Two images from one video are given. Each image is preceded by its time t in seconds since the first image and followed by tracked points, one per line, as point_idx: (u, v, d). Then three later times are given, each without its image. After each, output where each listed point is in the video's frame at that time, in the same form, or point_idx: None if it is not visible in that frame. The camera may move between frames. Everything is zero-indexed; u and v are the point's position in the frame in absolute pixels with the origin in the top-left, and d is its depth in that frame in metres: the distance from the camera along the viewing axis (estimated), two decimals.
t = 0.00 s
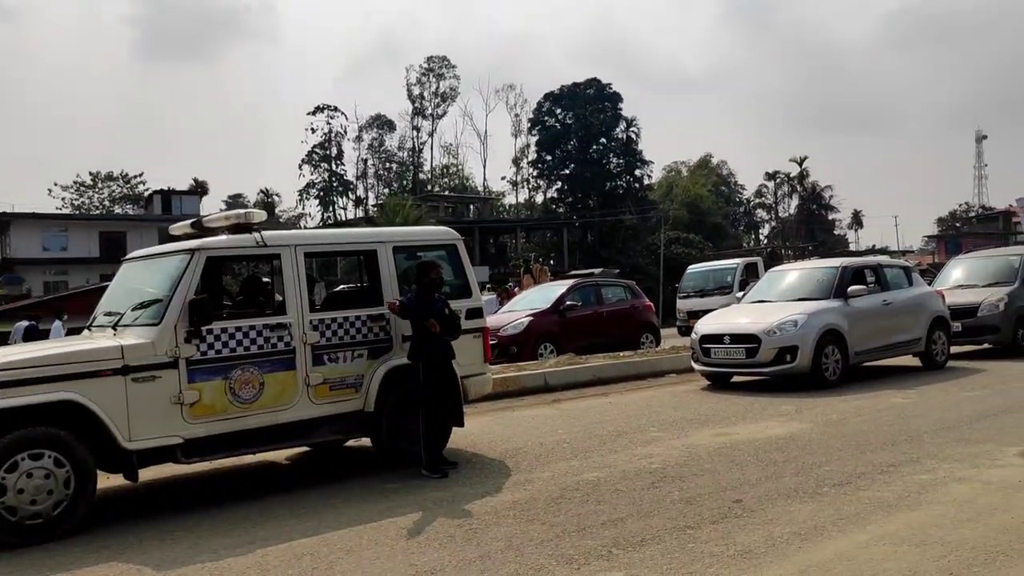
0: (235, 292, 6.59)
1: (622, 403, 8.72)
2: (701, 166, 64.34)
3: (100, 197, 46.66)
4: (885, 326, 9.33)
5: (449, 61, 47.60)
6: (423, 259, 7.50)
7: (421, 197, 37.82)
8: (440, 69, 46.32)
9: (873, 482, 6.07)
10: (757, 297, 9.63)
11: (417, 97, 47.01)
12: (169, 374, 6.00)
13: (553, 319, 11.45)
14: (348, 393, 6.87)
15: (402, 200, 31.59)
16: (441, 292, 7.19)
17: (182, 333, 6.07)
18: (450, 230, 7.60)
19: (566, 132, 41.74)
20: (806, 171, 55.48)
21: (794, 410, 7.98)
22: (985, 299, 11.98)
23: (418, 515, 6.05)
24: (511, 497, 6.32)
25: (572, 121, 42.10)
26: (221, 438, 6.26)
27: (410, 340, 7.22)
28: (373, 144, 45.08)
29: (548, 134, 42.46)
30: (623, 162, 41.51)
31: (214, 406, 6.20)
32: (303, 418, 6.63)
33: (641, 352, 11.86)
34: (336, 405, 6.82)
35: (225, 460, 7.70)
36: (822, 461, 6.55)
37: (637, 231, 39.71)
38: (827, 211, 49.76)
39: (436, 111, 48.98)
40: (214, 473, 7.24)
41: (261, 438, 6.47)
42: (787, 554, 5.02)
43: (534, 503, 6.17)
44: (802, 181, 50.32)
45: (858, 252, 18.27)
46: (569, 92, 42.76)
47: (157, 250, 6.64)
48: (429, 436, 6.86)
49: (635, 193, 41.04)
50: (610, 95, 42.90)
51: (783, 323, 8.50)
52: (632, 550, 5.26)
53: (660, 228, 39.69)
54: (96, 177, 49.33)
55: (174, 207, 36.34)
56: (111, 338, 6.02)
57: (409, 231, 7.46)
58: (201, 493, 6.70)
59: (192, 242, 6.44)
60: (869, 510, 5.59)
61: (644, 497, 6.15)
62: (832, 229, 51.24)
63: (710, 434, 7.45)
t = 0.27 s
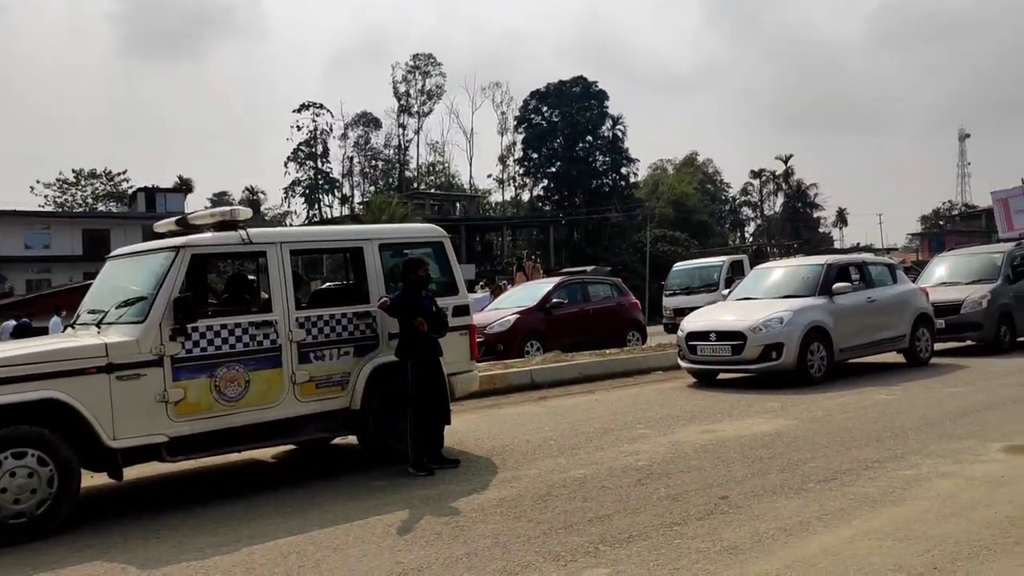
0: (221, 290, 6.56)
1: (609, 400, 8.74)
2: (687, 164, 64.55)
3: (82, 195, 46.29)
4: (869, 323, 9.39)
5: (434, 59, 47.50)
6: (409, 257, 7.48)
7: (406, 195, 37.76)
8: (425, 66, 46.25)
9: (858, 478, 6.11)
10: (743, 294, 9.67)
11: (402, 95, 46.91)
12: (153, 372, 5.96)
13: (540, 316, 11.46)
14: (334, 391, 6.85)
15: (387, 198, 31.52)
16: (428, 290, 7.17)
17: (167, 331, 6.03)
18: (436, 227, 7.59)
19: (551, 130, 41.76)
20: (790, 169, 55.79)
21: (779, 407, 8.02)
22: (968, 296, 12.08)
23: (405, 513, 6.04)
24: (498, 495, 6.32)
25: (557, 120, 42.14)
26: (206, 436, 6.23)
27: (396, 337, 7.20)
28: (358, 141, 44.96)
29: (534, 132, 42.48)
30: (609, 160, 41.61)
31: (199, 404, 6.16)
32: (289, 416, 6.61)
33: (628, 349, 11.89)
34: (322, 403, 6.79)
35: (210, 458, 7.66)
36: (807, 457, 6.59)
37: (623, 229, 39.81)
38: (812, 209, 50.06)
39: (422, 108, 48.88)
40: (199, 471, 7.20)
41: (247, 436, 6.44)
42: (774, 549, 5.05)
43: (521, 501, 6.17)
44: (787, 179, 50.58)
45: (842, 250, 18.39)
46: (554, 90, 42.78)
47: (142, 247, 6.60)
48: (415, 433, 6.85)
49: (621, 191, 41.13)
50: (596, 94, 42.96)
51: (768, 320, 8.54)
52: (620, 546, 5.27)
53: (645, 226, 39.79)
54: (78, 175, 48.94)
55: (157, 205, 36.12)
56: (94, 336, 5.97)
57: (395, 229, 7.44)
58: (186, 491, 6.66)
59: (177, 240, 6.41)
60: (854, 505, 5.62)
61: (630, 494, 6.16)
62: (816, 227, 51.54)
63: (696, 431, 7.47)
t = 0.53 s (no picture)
0: (203, 289, 6.52)
1: (593, 399, 8.75)
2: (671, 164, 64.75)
3: (63, 193, 45.88)
4: (852, 322, 9.45)
5: (419, 57, 47.42)
6: (393, 256, 7.47)
7: (391, 195, 37.68)
8: (409, 66, 46.18)
9: (840, 475, 6.14)
10: (727, 293, 9.71)
11: (386, 94, 46.82)
12: (135, 372, 5.91)
13: (524, 315, 11.45)
14: (318, 390, 6.82)
15: (372, 197, 31.44)
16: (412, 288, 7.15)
17: (149, 330, 5.99)
18: (420, 226, 7.57)
19: (536, 129, 41.79)
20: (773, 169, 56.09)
21: (762, 405, 8.06)
22: (948, 295, 12.18)
23: (389, 513, 6.02)
24: (482, 494, 6.31)
25: (541, 119, 42.18)
26: (188, 436, 6.18)
27: (380, 337, 7.18)
28: (342, 140, 44.83)
29: (518, 132, 42.50)
30: (593, 160, 41.69)
31: (181, 404, 6.12)
32: (272, 416, 6.57)
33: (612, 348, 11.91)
34: (305, 403, 6.76)
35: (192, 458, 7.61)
36: (789, 455, 6.62)
37: (607, 229, 39.88)
38: (795, 209, 50.36)
39: (406, 107, 48.79)
40: (181, 472, 7.15)
41: (229, 436, 6.40)
42: (756, 546, 5.07)
43: (505, 500, 6.16)
44: (770, 179, 50.85)
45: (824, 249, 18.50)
46: (539, 90, 42.80)
47: (123, 246, 6.55)
48: (399, 432, 6.83)
49: (605, 191, 41.22)
50: (580, 93, 43.01)
51: (752, 319, 8.58)
52: (604, 544, 5.27)
53: (629, 225, 39.88)
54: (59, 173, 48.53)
55: (139, 204, 35.90)
56: (75, 336, 5.92)
57: (379, 228, 7.42)
58: (167, 492, 6.62)
59: (159, 239, 6.36)
60: (836, 503, 5.65)
61: (614, 493, 6.17)
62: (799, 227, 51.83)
63: (680, 429, 7.49)
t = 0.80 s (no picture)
0: (180, 289, 6.46)
1: (572, 399, 8.76)
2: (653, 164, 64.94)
3: (40, 191, 45.44)
4: (830, 321, 9.51)
5: (400, 56, 47.30)
6: (373, 255, 7.44)
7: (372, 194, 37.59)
8: (390, 65, 46.09)
9: (817, 475, 6.18)
10: (706, 293, 9.75)
11: (368, 93, 46.72)
12: (110, 373, 5.86)
13: (504, 315, 11.45)
14: (296, 391, 6.79)
15: (352, 197, 31.32)
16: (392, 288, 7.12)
17: (124, 331, 5.93)
18: (400, 226, 7.55)
19: (517, 129, 41.82)
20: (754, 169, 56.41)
21: (741, 405, 8.09)
22: (925, 295, 12.29)
23: (367, 513, 6.00)
24: (462, 494, 6.30)
25: (523, 119, 42.21)
26: (165, 438, 6.13)
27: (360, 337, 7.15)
28: (323, 140, 44.67)
29: (499, 132, 42.51)
30: (575, 160, 41.76)
31: (158, 405, 6.07)
32: (250, 416, 6.53)
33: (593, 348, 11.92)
34: (284, 403, 6.72)
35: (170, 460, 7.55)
36: (767, 455, 6.65)
37: (589, 228, 39.96)
38: (775, 209, 50.67)
39: (388, 106, 48.65)
40: (158, 473, 7.09)
41: (207, 437, 6.36)
42: (733, 545, 5.09)
43: (484, 500, 6.15)
44: (750, 179, 51.13)
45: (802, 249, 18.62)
46: (520, 89, 42.82)
47: (99, 246, 6.49)
48: (379, 432, 6.81)
49: (587, 190, 41.30)
50: (561, 93, 43.07)
51: (731, 319, 8.62)
52: (582, 544, 5.28)
53: (611, 225, 39.98)
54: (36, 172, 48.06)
55: (117, 203, 35.63)
56: (49, 337, 5.85)
57: (358, 227, 7.39)
58: (144, 494, 6.56)
59: (135, 238, 6.30)
60: (813, 502, 5.68)
61: (593, 493, 6.17)
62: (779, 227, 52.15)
63: (659, 429, 7.51)
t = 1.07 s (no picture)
0: (159, 289, 6.42)
1: (553, 400, 8.77)
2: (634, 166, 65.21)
3: (16, 191, 44.96)
4: (809, 322, 9.58)
5: (381, 57, 47.24)
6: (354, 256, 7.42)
7: (353, 195, 37.48)
8: (372, 65, 46.00)
9: (795, 474, 6.22)
10: (687, 294, 9.80)
11: (349, 94, 46.61)
12: (88, 373, 5.80)
13: (486, 316, 11.45)
14: (276, 391, 6.75)
15: (332, 197, 31.23)
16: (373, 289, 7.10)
17: (102, 331, 5.88)
18: (381, 226, 7.54)
19: (499, 131, 41.86)
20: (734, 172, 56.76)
21: (721, 405, 8.13)
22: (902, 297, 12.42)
23: (348, 514, 5.98)
24: (443, 495, 6.29)
25: (505, 121, 42.26)
26: (143, 439, 6.08)
27: (340, 337, 7.13)
28: (305, 140, 44.51)
29: (481, 133, 42.53)
30: (556, 162, 41.86)
31: (136, 406, 6.02)
32: (229, 417, 6.49)
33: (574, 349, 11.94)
34: (263, 404, 6.69)
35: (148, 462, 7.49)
36: (747, 455, 6.69)
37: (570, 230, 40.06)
38: (755, 211, 51.01)
39: (369, 107, 48.56)
40: (136, 475, 7.03)
41: (185, 439, 6.31)
42: (712, 544, 5.12)
43: (465, 501, 6.15)
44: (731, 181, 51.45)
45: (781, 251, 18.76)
46: (502, 91, 42.87)
47: (77, 245, 6.43)
48: (359, 433, 6.79)
49: (568, 192, 41.40)
50: (543, 95, 43.15)
51: (711, 320, 8.66)
52: (563, 544, 5.28)
53: (592, 226, 40.09)
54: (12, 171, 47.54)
55: (94, 202, 35.32)
56: (25, 337, 5.79)
57: (339, 227, 7.37)
58: (122, 496, 6.50)
59: (113, 238, 6.26)
60: (791, 502, 5.72)
61: (574, 493, 6.18)
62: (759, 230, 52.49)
63: (640, 429, 7.54)
